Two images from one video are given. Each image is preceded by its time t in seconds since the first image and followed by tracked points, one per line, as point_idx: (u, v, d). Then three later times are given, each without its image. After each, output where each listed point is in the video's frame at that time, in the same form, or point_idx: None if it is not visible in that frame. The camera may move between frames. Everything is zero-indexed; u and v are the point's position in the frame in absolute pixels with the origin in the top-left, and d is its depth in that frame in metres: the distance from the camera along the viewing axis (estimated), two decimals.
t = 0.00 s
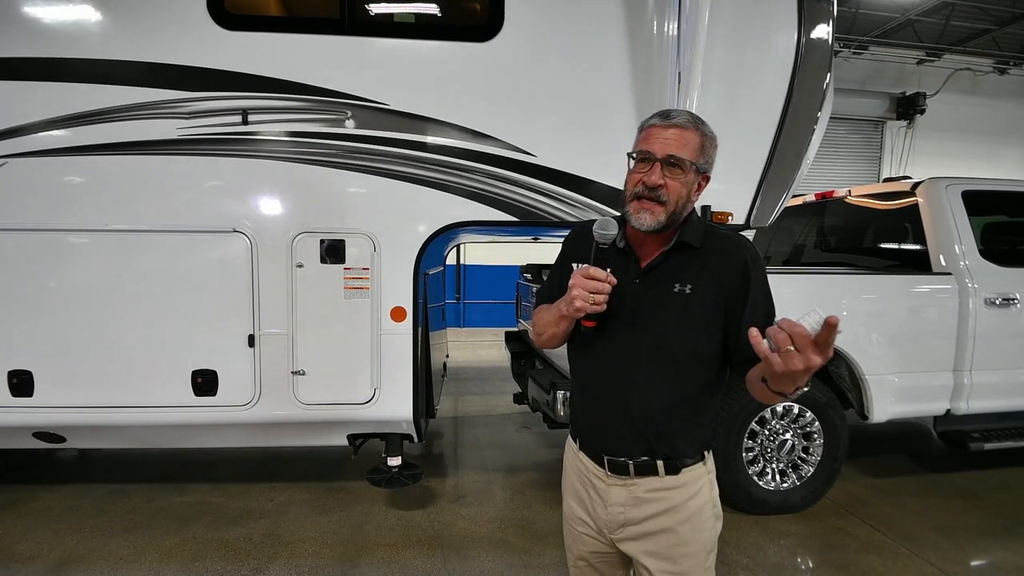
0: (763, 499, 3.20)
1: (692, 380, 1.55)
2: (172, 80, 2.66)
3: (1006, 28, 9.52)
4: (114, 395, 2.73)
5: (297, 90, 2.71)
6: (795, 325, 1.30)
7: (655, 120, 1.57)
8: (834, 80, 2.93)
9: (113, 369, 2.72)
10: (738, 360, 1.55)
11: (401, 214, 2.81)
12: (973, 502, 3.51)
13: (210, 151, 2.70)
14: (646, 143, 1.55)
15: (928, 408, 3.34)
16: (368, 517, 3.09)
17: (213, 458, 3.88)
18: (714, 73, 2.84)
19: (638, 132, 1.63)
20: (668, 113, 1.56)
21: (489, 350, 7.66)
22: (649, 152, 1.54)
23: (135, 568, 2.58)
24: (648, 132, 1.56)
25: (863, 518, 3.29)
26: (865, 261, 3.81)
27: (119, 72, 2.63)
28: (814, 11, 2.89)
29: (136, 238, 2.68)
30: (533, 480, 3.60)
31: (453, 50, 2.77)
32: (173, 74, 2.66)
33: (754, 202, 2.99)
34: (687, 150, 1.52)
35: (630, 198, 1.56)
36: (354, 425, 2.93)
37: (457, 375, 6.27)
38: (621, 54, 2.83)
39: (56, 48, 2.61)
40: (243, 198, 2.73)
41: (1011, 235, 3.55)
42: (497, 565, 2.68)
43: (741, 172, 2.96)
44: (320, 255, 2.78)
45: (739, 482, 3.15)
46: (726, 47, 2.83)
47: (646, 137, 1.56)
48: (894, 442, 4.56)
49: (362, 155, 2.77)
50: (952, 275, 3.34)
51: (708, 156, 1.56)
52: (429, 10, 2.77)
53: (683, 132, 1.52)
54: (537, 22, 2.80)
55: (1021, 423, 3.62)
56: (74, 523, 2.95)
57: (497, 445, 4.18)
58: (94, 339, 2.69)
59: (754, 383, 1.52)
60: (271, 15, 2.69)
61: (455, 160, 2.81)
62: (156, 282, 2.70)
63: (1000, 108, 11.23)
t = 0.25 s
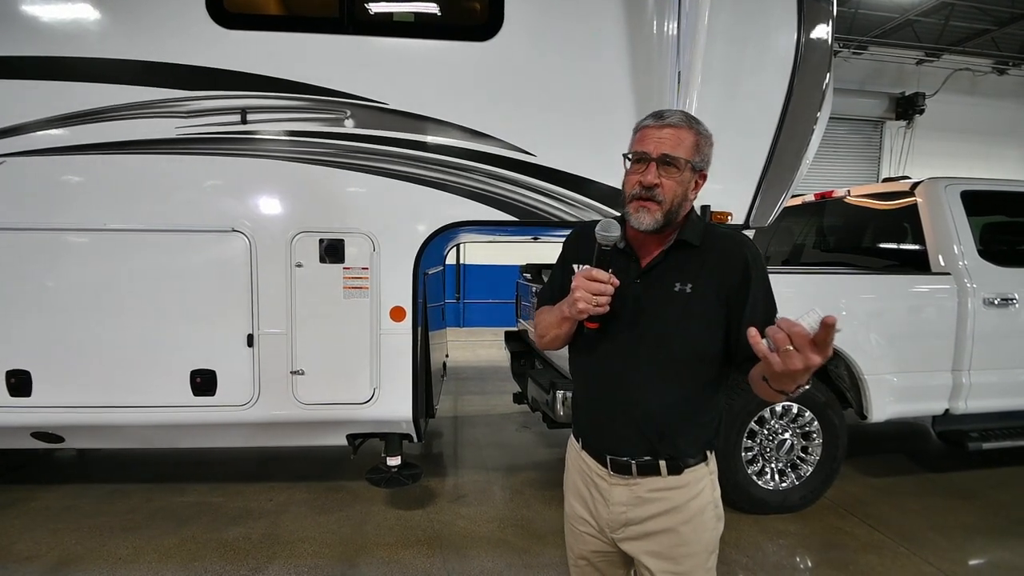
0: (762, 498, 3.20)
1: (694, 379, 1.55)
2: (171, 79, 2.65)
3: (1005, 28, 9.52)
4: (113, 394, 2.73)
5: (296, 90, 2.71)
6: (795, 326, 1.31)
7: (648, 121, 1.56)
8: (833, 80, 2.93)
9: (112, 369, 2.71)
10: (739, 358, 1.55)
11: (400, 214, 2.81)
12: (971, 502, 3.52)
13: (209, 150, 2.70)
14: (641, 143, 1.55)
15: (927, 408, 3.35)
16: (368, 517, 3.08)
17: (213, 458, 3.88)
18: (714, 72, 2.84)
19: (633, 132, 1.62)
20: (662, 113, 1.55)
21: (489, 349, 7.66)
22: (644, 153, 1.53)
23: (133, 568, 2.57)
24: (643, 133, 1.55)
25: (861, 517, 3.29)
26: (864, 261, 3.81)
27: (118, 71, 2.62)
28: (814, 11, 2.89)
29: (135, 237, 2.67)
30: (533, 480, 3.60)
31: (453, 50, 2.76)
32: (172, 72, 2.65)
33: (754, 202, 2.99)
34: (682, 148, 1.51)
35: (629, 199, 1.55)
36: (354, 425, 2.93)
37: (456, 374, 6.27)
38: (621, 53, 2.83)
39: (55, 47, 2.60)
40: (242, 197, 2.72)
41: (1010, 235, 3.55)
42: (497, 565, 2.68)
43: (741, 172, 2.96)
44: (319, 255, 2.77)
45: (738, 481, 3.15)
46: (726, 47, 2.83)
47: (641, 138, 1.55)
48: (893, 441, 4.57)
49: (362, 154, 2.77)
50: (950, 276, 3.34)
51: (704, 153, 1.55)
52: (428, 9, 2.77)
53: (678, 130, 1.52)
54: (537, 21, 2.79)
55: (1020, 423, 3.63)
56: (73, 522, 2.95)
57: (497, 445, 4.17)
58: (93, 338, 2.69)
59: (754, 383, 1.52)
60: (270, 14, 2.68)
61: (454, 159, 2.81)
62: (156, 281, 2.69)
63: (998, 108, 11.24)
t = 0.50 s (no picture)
0: (760, 497, 3.20)
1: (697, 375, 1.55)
2: (169, 78, 2.64)
3: (1004, 28, 9.52)
4: (111, 393, 2.72)
5: (295, 88, 2.70)
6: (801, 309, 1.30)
7: (615, 124, 1.58)
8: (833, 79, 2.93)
9: (110, 368, 2.71)
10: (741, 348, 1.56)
11: (400, 213, 2.81)
12: (970, 501, 3.52)
13: (208, 149, 2.69)
14: (615, 146, 1.55)
15: (926, 407, 3.35)
16: (367, 516, 3.08)
17: (212, 457, 3.88)
18: (713, 72, 2.84)
19: (602, 138, 1.63)
20: (625, 115, 1.57)
21: (488, 348, 7.66)
22: (622, 154, 1.53)
23: (132, 568, 2.57)
24: (613, 137, 1.56)
25: (860, 516, 3.29)
26: (863, 260, 3.81)
27: (115, 69, 2.62)
28: (814, 10, 2.89)
29: (133, 236, 2.66)
30: (532, 479, 3.60)
31: (452, 48, 2.76)
32: (170, 71, 2.64)
33: (753, 201, 2.99)
34: (659, 140, 1.53)
35: (621, 201, 1.55)
36: (353, 424, 2.93)
37: (455, 374, 6.26)
38: (620, 53, 2.83)
39: (52, 45, 2.59)
40: (241, 196, 2.72)
41: (1008, 235, 3.56)
42: (496, 564, 2.68)
43: (741, 171, 2.95)
44: (318, 254, 2.77)
45: (736, 481, 3.15)
46: (725, 46, 2.82)
47: (613, 143, 1.56)
48: (892, 440, 4.58)
49: (361, 153, 2.76)
50: (949, 275, 3.35)
51: (676, 139, 1.58)
52: (427, 7, 2.76)
53: (648, 126, 1.53)
54: (536, 20, 2.79)
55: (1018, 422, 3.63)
56: (71, 521, 2.94)
57: (496, 444, 4.17)
58: (91, 337, 2.68)
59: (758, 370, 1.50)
60: (269, 12, 2.68)
61: (453, 158, 2.80)
62: (154, 280, 2.69)
63: (997, 108, 11.25)
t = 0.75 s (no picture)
0: (760, 497, 3.20)
1: (698, 370, 1.55)
2: (169, 77, 2.64)
3: (1005, 27, 9.50)
4: (111, 393, 2.72)
5: (295, 88, 2.70)
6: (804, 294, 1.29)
7: (593, 130, 1.64)
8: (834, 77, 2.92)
9: (110, 367, 2.71)
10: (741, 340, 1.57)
11: (400, 213, 2.81)
12: (971, 500, 3.52)
13: (208, 149, 2.69)
14: (595, 151, 1.61)
15: (927, 407, 3.34)
16: (367, 516, 3.08)
17: (211, 456, 3.88)
18: (713, 71, 2.83)
19: (581, 145, 1.68)
20: (602, 120, 1.63)
21: (488, 348, 7.66)
22: (603, 157, 1.59)
23: (131, 567, 2.57)
24: (593, 142, 1.62)
25: (862, 516, 3.29)
26: (863, 259, 3.76)
27: (116, 69, 2.62)
28: (815, 8, 2.87)
29: (133, 235, 2.67)
30: (532, 478, 3.60)
31: (452, 47, 2.75)
32: (170, 70, 2.64)
33: (753, 200, 2.99)
34: (636, 141, 1.59)
35: (606, 202, 1.60)
36: (352, 423, 2.93)
37: (455, 373, 6.26)
38: (620, 52, 2.82)
39: (52, 44, 2.59)
40: (241, 196, 2.72)
41: (1009, 234, 3.55)
42: (495, 564, 2.68)
43: (741, 170, 2.95)
44: (317, 254, 2.77)
45: (736, 480, 3.15)
46: (725, 46, 2.82)
47: (593, 146, 1.61)
48: (892, 440, 4.57)
49: (360, 152, 2.76)
50: (950, 274, 3.34)
51: (652, 140, 1.64)
52: (427, 6, 2.76)
53: (625, 128, 1.60)
54: (535, 19, 2.78)
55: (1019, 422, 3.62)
56: (71, 521, 2.95)
57: (496, 443, 4.17)
58: (91, 337, 2.69)
59: (763, 357, 1.50)
60: (268, 12, 2.68)
61: (452, 158, 2.80)
62: (154, 279, 2.69)
63: (998, 107, 11.23)
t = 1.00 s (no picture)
0: (761, 497, 3.19)
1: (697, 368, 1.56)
2: (169, 77, 2.65)
3: (1007, 25, 9.46)
4: (111, 392, 2.73)
5: (295, 87, 2.70)
6: (801, 294, 1.29)
7: (584, 130, 1.64)
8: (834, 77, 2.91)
9: (110, 367, 2.72)
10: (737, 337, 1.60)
11: (400, 212, 2.81)
12: (973, 500, 3.51)
13: (209, 149, 2.70)
14: (587, 150, 1.61)
15: (929, 407, 3.33)
16: (367, 515, 3.08)
17: (211, 456, 3.88)
18: (714, 70, 2.83)
19: (572, 145, 1.68)
20: (593, 120, 1.63)
21: (489, 347, 7.66)
22: (595, 157, 1.60)
23: (132, 566, 2.57)
24: (584, 141, 1.62)
25: (864, 516, 3.28)
26: (863, 258, 3.75)
27: (116, 69, 2.62)
28: (816, 7, 2.86)
29: (134, 235, 2.67)
30: (532, 478, 3.60)
31: (452, 47, 2.75)
32: (171, 71, 2.65)
33: (753, 199, 2.98)
34: (628, 141, 1.61)
35: (598, 202, 1.61)
36: (352, 422, 2.93)
37: (455, 373, 6.26)
38: (620, 51, 2.82)
39: (53, 45, 2.60)
40: (242, 196, 2.72)
41: (1011, 233, 3.54)
42: (497, 564, 2.68)
43: (741, 170, 2.94)
44: (317, 253, 2.77)
45: (737, 481, 3.14)
46: (725, 45, 2.81)
47: (585, 146, 1.62)
48: (894, 440, 4.56)
49: (361, 152, 2.76)
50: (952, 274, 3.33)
51: (642, 140, 1.66)
52: (427, 6, 2.76)
53: (617, 128, 1.60)
54: (535, 19, 2.78)
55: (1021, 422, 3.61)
56: (72, 520, 2.95)
57: (496, 443, 4.17)
58: (92, 336, 2.69)
59: (761, 353, 1.50)
60: (269, 12, 2.68)
61: (452, 157, 2.80)
62: (154, 279, 2.70)
63: (1000, 106, 11.19)
